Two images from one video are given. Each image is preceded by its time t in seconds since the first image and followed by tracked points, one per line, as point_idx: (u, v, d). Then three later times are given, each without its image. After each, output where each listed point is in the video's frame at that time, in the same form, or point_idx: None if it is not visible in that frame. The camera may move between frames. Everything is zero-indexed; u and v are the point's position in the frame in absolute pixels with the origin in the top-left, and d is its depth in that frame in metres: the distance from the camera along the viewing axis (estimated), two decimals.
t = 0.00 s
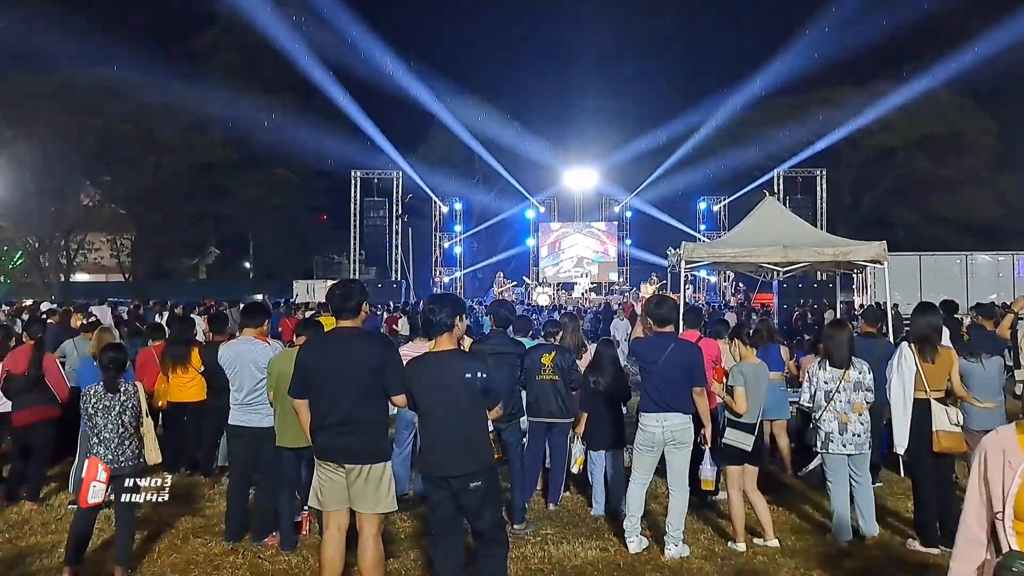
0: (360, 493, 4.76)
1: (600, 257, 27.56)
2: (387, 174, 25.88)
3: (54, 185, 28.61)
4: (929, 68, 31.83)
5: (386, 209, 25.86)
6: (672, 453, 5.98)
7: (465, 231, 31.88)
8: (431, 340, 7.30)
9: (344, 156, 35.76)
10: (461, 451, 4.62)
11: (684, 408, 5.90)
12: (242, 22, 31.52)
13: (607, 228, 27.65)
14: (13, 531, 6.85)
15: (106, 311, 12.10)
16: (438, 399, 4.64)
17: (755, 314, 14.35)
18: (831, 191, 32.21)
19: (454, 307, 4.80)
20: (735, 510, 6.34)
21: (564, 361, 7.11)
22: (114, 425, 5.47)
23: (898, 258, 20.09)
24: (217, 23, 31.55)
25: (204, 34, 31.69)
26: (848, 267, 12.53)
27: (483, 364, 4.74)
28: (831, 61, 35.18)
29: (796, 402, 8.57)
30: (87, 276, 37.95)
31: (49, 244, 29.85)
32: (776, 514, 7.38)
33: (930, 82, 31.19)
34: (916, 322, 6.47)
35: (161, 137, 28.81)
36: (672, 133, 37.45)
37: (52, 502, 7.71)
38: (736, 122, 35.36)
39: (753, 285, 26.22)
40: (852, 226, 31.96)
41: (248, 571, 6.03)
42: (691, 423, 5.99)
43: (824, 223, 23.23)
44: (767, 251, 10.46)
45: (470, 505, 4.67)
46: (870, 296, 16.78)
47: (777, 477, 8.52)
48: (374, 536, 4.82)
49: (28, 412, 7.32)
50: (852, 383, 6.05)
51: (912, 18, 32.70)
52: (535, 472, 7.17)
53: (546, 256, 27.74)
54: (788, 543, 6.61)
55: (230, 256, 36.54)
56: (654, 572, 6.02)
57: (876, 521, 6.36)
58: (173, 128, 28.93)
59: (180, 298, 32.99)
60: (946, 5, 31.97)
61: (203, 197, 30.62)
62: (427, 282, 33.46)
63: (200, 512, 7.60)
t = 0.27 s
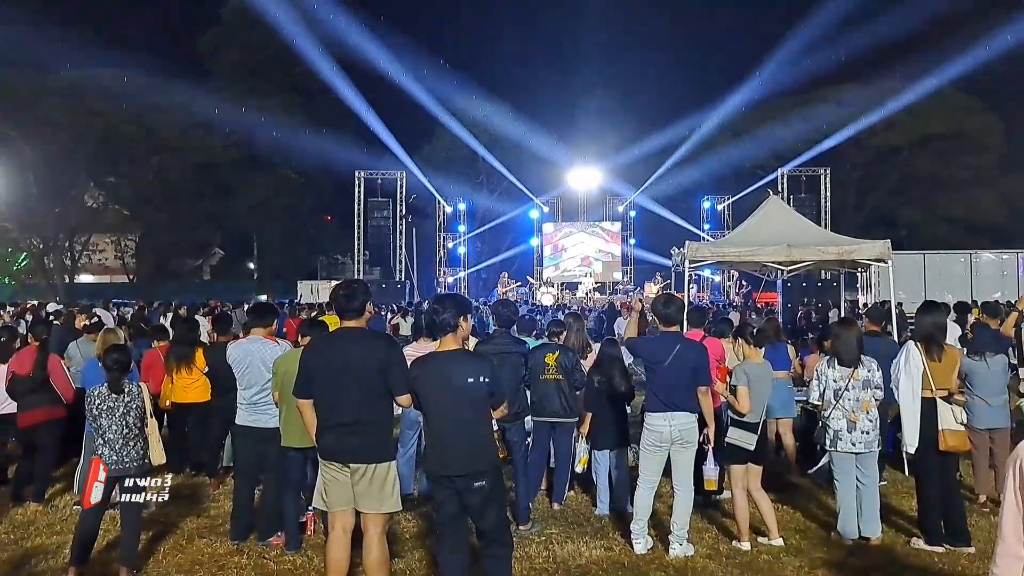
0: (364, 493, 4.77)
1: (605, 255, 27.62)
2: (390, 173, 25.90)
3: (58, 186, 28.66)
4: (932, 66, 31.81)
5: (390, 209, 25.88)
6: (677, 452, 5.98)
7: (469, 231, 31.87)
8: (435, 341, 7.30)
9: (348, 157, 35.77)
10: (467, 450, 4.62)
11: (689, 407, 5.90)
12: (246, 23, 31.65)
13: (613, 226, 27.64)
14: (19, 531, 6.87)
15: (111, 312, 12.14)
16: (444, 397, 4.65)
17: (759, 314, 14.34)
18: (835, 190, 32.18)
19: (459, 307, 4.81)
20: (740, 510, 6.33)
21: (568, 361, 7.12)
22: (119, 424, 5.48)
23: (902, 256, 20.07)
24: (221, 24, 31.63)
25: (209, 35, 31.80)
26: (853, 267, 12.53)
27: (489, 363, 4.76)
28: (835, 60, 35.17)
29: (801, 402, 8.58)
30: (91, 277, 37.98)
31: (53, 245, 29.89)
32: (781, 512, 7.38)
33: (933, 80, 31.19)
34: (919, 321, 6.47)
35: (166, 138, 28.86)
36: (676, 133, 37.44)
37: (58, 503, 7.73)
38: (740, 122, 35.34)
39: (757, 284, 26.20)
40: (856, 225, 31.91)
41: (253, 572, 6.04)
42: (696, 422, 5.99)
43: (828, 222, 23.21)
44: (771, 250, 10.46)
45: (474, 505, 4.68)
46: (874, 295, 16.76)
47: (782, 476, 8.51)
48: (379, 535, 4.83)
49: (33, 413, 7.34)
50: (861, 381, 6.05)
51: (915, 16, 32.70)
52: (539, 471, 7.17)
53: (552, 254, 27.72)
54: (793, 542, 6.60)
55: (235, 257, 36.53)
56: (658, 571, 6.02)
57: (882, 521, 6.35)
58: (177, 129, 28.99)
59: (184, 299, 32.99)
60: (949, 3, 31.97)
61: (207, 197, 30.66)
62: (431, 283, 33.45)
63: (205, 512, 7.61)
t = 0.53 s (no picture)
0: (362, 493, 4.77)
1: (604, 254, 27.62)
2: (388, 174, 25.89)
3: (56, 185, 28.64)
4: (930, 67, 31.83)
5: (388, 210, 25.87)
6: (676, 452, 5.98)
7: (467, 232, 31.84)
8: (433, 341, 7.29)
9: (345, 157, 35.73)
10: (466, 450, 4.62)
11: (689, 408, 5.91)
12: (244, 23, 31.65)
13: (611, 226, 27.63)
14: (15, 532, 6.86)
15: (108, 312, 12.12)
16: (443, 398, 4.64)
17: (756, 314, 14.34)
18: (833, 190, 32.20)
19: (459, 307, 4.81)
20: (738, 511, 6.33)
21: (566, 361, 7.11)
22: (116, 424, 5.47)
23: (899, 257, 20.07)
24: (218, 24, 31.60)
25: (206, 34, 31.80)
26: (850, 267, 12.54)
27: (488, 363, 4.76)
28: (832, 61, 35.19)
29: (800, 402, 8.59)
30: (89, 277, 37.94)
31: (51, 245, 29.87)
32: (779, 513, 7.39)
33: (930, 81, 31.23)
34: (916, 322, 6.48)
35: (164, 137, 28.84)
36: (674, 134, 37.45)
37: (55, 502, 7.73)
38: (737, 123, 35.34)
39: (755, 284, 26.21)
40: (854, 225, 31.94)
41: (250, 572, 6.04)
42: (695, 423, 5.99)
43: (825, 222, 23.23)
44: (768, 251, 10.47)
45: (473, 505, 4.68)
46: (871, 296, 16.77)
47: (779, 476, 8.51)
48: (377, 536, 4.83)
49: (30, 413, 7.33)
50: (862, 382, 6.06)
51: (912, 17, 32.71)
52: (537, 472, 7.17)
53: (550, 254, 27.71)
54: (791, 543, 6.61)
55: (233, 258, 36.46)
56: (656, 572, 6.03)
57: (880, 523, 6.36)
58: (175, 129, 28.98)
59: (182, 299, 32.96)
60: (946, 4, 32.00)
61: (204, 197, 30.65)
62: (429, 283, 33.42)
63: (202, 512, 7.60)
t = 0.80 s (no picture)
0: (365, 494, 4.76)
1: (605, 255, 27.64)
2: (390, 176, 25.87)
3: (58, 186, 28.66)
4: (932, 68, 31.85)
5: (389, 211, 25.86)
6: (678, 454, 5.97)
7: (468, 234, 31.82)
8: (435, 343, 7.29)
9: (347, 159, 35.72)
10: (468, 451, 4.62)
11: (691, 410, 5.90)
12: (246, 25, 31.74)
13: (612, 227, 27.66)
14: (17, 533, 6.86)
15: (110, 314, 12.13)
16: (445, 399, 4.65)
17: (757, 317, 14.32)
18: (835, 192, 32.20)
19: (463, 309, 4.83)
20: (740, 513, 6.32)
21: (569, 364, 7.10)
22: (118, 426, 5.47)
23: (900, 260, 20.08)
24: (220, 26, 31.65)
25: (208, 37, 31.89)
26: (850, 270, 12.54)
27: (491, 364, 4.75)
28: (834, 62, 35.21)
29: (802, 404, 8.59)
30: (90, 279, 37.92)
31: (52, 246, 29.88)
32: (780, 515, 7.38)
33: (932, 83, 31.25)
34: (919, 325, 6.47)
35: (166, 139, 28.87)
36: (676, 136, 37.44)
37: (57, 504, 7.72)
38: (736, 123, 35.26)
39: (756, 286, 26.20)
40: (855, 227, 31.93)
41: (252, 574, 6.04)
42: (698, 425, 5.99)
43: (827, 225, 23.23)
44: (770, 252, 10.46)
45: (476, 506, 4.68)
46: (873, 298, 16.76)
47: (780, 477, 8.51)
48: (379, 538, 4.82)
49: (33, 414, 7.34)
50: (866, 384, 6.05)
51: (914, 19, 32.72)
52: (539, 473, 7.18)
53: (549, 255, 27.77)
54: (794, 545, 6.60)
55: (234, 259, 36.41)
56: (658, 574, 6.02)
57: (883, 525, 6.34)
58: (177, 130, 29.01)
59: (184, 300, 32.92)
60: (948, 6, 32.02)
61: (207, 198, 30.66)
62: (430, 285, 33.39)
63: (203, 514, 7.60)
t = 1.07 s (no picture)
0: (365, 494, 4.77)
1: (606, 256, 27.64)
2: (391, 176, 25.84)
3: (59, 186, 28.69)
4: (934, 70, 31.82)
5: (390, 212, 25.84)
6: (678, 454, 5.98)
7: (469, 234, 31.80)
8: (435, 343, 7.29)
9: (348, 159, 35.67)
10: (469, 451, 4.63)
11: (692, 410, 5.91)
12: (246, 26, 31.56)
13: (612, 228, 27.68)
14: (17, 532, 6.87)
15: (110, 313, 12.13)
16: (448, 399, 4.65)
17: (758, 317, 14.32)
18: (835, 194, 32.20)
19: (465, 309, 4.83)
20: (739, 514, 6.33)
21: (569, 364, 7.10)
22: (118, 425, 5.48)
23: (901, 261, 20.09)
24: (222, 26, 31.61)
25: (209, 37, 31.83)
26: (852, 272, 12.55)
27: (493, 365, 4.76)
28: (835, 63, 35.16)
29: (803, 405, 8.59)
30: (91, 278, 37.91)
31: (53, 245, 29.90)
32: (780, 515, 7.39)
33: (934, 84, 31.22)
34: (918, 326, 6.47)
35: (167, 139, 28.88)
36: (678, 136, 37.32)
37: (57, 503, 7.73)
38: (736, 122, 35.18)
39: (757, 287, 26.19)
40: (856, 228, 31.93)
41: (252, 573, 6.05)
42: (698, 426, 5.99)
43: (828, 226, 23.22)
44: (771, 254, 10.46)
45: (477, 506, 4.69)
46: (874, 300, 16.75)
47: (780, 478, 8.51)
48: (380, 537, 4.83)
49: (34, 413, 7.35)
50: (867, 385, 6.06)
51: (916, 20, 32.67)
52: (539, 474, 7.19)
53: (549, 257, 27.81)
54: (793, 545, 6.60)
55: (235, 259, 36.40)
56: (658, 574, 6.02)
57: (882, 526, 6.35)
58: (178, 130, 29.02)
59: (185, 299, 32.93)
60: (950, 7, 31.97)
61: (208, 198, 30.68)
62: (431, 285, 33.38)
63: (203, 513, 7.62)
